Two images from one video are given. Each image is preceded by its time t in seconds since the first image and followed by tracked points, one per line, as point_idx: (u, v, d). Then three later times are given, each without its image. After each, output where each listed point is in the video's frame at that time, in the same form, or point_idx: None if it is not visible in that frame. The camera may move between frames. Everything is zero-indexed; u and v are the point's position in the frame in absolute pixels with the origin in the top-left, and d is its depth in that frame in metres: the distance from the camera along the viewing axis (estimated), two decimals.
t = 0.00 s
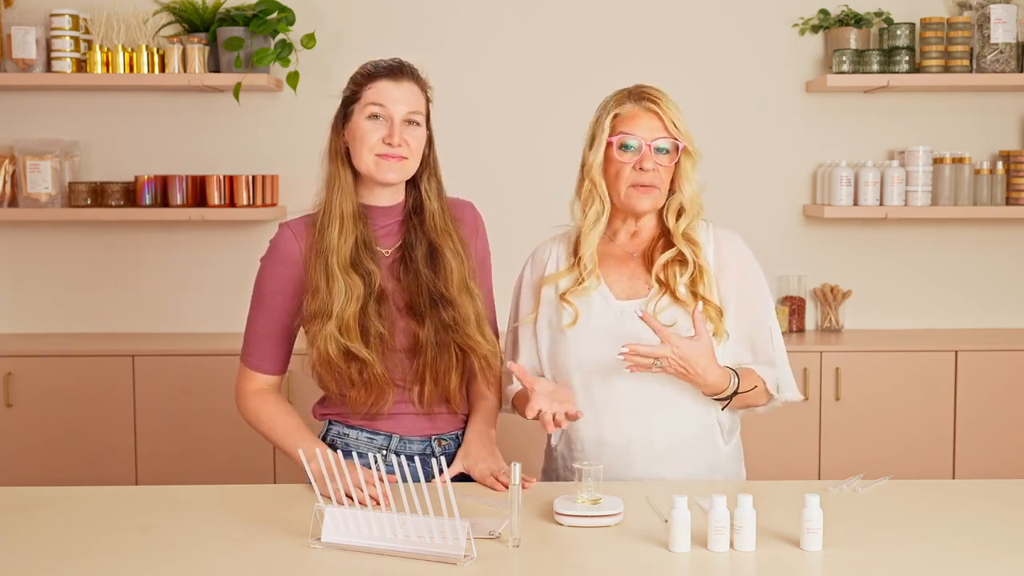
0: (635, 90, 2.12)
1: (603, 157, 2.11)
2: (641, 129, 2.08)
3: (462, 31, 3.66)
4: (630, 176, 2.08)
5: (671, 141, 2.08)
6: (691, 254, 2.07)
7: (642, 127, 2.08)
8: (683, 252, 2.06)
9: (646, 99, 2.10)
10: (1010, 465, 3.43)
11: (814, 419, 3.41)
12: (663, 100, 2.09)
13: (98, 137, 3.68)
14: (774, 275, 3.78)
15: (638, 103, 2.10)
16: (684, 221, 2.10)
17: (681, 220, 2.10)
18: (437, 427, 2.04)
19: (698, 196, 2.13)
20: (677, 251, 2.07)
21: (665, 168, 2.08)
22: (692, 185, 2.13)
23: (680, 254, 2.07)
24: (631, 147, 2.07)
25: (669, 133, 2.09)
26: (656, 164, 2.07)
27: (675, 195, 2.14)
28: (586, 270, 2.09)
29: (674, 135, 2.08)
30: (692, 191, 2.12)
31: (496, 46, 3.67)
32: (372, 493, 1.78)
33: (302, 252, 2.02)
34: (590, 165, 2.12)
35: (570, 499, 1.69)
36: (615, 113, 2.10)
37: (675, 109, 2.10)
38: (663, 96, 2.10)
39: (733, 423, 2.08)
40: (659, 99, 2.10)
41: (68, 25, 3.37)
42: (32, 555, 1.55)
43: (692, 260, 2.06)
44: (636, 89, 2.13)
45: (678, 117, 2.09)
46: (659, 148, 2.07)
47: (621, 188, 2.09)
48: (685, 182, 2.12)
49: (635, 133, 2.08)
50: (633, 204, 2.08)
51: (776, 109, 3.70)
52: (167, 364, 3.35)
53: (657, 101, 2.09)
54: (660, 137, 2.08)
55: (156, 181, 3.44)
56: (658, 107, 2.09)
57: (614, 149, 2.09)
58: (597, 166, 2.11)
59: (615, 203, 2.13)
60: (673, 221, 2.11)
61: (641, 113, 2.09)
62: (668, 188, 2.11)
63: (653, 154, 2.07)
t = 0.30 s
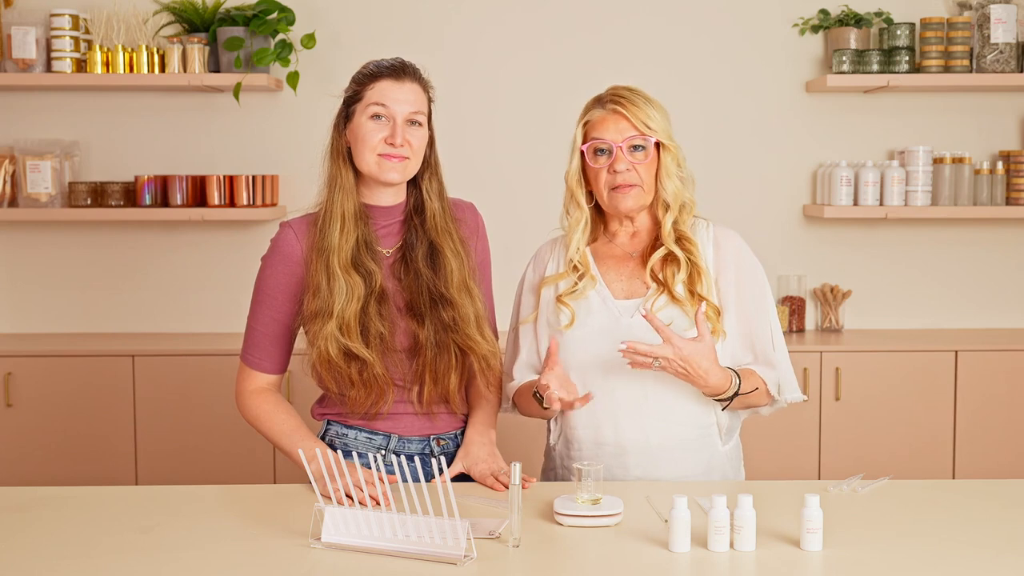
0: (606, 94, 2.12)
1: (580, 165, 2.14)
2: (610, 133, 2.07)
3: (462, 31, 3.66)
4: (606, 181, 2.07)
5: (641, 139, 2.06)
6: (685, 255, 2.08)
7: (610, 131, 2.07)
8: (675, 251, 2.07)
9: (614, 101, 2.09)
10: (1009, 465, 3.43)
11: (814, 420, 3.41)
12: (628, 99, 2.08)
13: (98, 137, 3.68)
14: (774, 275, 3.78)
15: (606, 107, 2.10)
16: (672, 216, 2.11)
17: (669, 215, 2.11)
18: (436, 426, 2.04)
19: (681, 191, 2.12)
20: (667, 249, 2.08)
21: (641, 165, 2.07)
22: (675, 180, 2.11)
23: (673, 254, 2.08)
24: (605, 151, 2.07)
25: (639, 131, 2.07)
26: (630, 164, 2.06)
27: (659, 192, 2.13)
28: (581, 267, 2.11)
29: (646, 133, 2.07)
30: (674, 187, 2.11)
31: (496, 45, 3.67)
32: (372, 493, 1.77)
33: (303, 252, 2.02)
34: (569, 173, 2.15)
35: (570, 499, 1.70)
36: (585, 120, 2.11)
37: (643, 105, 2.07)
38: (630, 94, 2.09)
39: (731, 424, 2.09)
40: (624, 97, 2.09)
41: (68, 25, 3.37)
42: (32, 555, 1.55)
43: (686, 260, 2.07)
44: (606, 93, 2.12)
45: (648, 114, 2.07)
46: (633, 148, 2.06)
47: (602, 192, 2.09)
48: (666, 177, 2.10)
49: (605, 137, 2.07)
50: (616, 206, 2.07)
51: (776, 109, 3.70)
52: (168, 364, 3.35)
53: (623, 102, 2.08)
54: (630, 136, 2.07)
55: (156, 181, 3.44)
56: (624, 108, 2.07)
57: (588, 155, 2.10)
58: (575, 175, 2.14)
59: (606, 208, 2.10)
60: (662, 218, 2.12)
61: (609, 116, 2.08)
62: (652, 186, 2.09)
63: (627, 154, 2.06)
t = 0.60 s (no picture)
0: (613, 93, 2.12)
1: (585, 160, 2.15)
2: (614, 129, 2.07)
3: (462, 31, 3.66)
4: (608, 177, 2.07)
5: (645, 137, 2.06)
6: (689, 256, 2.08)
7: (614, 128, 2.07)
8: (678, 251, 2.06)
9: (620, 99, 2.09)
10: (1009, 465, 3.43)
11: (814, 420, 3.41)
12: (634, 98, 2.08)
13: (98, 137, 3.68)
14: (774, 275, 3.78)
15: (612, 104, 2.10)
16: (675, 215, 2.09)
17: (672, 214, 2.10)
18: (435, 426, 2.04)
19: (685, 191, 2.11)
20: (670, 248, 2.07)
21: (644, 163, 2.07)
22: (678, 179, 2.10)
23: (676, 254, 2.08)
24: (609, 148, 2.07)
25: (643, 129, 2.06)
26: (633, 162, 2.06)
27: (662, 190, 2.12)
28: (583, 263, 2.11)
29: (650, 132, 2.06)
30: (678, 186, 2.10)
31: (496, 45, 3.67)
32: (372, 493, 1.77)
33: (304, 251, 2.02)
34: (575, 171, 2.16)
35: (570, 499, 1.70)
36: (591, 116, 2.11)
37: (648, 103, 2.07)
38: (637, 92, 2.09)
39: (731, 427, 2.08)
40: (630, 96, 2.09)
41: (68, 25, 3.37)
42: (32, 556, 1.55)
43: (689, 260, 2.07)
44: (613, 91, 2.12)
45: (653, 112, 2.07)
46: (635, 146, 2.06)
47: (603, 189, 2.09)
48: (670, 176, 2.09)
49: (608, 134, 2.07)
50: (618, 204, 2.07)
51: (776, 109, 3.70)
52: (167, 364, 3.35)
53: (629, 100, 2.07)
54: (634, 134, 2.07)
55: (156, 181, 3.44)
56: (630, 106, 2.07)
57: (592, 151, 2.09)
58: (581, 169, 2.15)
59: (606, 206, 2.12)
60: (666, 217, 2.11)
61: (614, 113, 2.08)
62: (654, 184, 2.09)
63: (629, 151, 2.06)
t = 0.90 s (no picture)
0: (623, 97, 2.06)
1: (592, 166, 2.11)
2: (622, 142, 2.04)
3: (462, 31, 3.66)
4: (614, 190, 2.06)
5: (652, 153, 2.04)
6: (691, 258, 2.08)
7: (622, 140, 2.04)
8: (682, 255, 2.06)
9: (631, 108, 2.04)
10: (1009, 465, 3.43)
11: (814, 420, 3.41)
12: (643, 109, 2.03)
13: (98, 137, 3.68)
14: (774, 275, 3.78)
15: (622, 113, 2.05)
16: (680, 226, 2.08)
17: (677, 224, 2.09)
18: (432, 425, 2.04)
19: (692, 202, 2.09)
20: (674, 254, 2.07)
21: (650, 179, 2.05)
22: (685, 192, 2.08)
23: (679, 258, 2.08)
24: (615, 162, 2.05)
25: (650, 144, 2.04)
26: (638, 177, 2.05)
27: (668, 201, 2.10)
28: (584, 262, 2.11)
29: (658, 147, 2.03)
30: (684, 199, 2.08)
31: (496, 45, 3.67)
32: (372, 493, 1.77)
33: (303, 250, 2.02)
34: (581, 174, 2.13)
35: (570, 499, 1.70)
36: (600, 124, 2.07)
37: (657, 116, 2.03)
38: (647, 103, 2.04)
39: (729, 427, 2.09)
40: (640, 106, 2.04)
41: (68, 25, 3.37)
42: (32, 556, 1.55)
43: (692, 262, 2.07)
44: (623, 95, 2.07)
45: (661, 125, 2.03)
46: (641, 161, 2.04)
47: (607, 199, 2.08)
48: (676, 189, 2.07)
49: (616, 146, 2.05)
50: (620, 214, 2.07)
51: (776, 109, 3.70)
52: (167, 364, 3.35)
53: (637, 113, 2.03)
54: (641, 148, 2.04)
55: (156, 181, 3.44)
56: (637, 119, 2.03)
57: (599, 162, 2.07)
58: (587, 174, 2.11)
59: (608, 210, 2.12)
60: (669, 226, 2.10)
61: (623, 125, 2.05)
62: (659, 198, 2.08)
63: (635, 166, 2.04)
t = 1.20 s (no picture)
0: (619, 101, 2.06)
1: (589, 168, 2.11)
2: (618, 145, 2.04)
3: (462, 31, 3.66)
4: (610, 193, 2.06)
5: (648, 157, 2.03)
6: (691, 259, 2.08)
7: (618, 144, 2.03)
8: (681, 258, 2.06)
9: (627, 113, 2.04)
10: (1009, 465, 3.43)
11: (814, 420, 3.41)
12: (639, 114, 2.02)
13: (98, 137, 3.68)
14: (774, 275, 3.78)
15: (618, 117, 2.05)
16: (679, 228, 2.08)
17: (675, 227, 2.08)
18: (429, 424, 2.04)
19: (689, 205, 2.09)
20: (673, 256, 2.07)
21: (646, 183, 2.05)
22: (682, 195, 2.08)
23: (678, 260, 2.08)
24: (612, 166, 2.05)
25: (647, 148, 2.03)
26: (634, 181, 2.04)
27: (666, 204, 2.10)
28: (582, 263, 2.11)
29: (655, 153, 2.03)
30: (681, 202, 2.08)
31: (496, 45, 3.67)
32: (372, 493, 1.77)
33: (302, 249, 2.01)
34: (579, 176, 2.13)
35: (570, 499, 1.70)
36: (596, 127, 2.07)
37: (653, 121, 2.02)
38: (644, 108, 2.03)
39: (729, 427, 2.09)
40: (635, 110, 2.03)
41: (68, 25, 3.37)
42: (32, 556, 1.55)
43: (691, 263, 2.07)
44: (620, 98, 2.07)
45: (656, 130, 2.02)
46: (638, 165, 2.03)
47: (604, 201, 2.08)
48: (673, 192, 2.08)
49: (613, 150, 2.04)
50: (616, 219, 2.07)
51: (775, 109, 3.70)
52: (167, 364, 3.35)
53: (633, 118, 2.02)
54: (638, 153, 2.03)
55: (156, 181, 3.44)
56: (633, 124, 2.02)
57: (595, 164, 2.07)
58: (584, 176, 2.11)
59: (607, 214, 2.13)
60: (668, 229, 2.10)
61: (619, 129, 2.04)
62: (655, 202, 2.08)
63: (632, 170, 2.03)
